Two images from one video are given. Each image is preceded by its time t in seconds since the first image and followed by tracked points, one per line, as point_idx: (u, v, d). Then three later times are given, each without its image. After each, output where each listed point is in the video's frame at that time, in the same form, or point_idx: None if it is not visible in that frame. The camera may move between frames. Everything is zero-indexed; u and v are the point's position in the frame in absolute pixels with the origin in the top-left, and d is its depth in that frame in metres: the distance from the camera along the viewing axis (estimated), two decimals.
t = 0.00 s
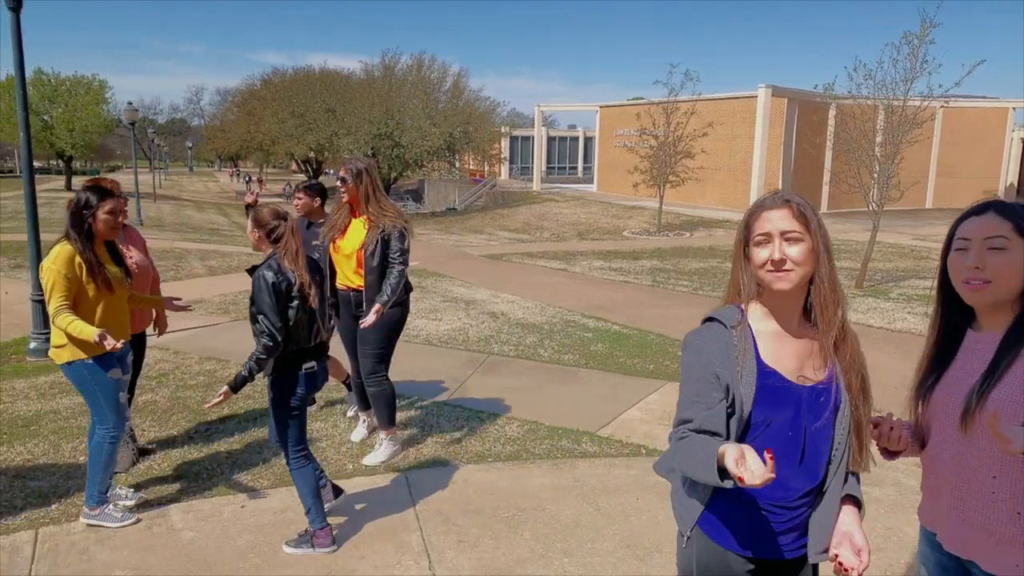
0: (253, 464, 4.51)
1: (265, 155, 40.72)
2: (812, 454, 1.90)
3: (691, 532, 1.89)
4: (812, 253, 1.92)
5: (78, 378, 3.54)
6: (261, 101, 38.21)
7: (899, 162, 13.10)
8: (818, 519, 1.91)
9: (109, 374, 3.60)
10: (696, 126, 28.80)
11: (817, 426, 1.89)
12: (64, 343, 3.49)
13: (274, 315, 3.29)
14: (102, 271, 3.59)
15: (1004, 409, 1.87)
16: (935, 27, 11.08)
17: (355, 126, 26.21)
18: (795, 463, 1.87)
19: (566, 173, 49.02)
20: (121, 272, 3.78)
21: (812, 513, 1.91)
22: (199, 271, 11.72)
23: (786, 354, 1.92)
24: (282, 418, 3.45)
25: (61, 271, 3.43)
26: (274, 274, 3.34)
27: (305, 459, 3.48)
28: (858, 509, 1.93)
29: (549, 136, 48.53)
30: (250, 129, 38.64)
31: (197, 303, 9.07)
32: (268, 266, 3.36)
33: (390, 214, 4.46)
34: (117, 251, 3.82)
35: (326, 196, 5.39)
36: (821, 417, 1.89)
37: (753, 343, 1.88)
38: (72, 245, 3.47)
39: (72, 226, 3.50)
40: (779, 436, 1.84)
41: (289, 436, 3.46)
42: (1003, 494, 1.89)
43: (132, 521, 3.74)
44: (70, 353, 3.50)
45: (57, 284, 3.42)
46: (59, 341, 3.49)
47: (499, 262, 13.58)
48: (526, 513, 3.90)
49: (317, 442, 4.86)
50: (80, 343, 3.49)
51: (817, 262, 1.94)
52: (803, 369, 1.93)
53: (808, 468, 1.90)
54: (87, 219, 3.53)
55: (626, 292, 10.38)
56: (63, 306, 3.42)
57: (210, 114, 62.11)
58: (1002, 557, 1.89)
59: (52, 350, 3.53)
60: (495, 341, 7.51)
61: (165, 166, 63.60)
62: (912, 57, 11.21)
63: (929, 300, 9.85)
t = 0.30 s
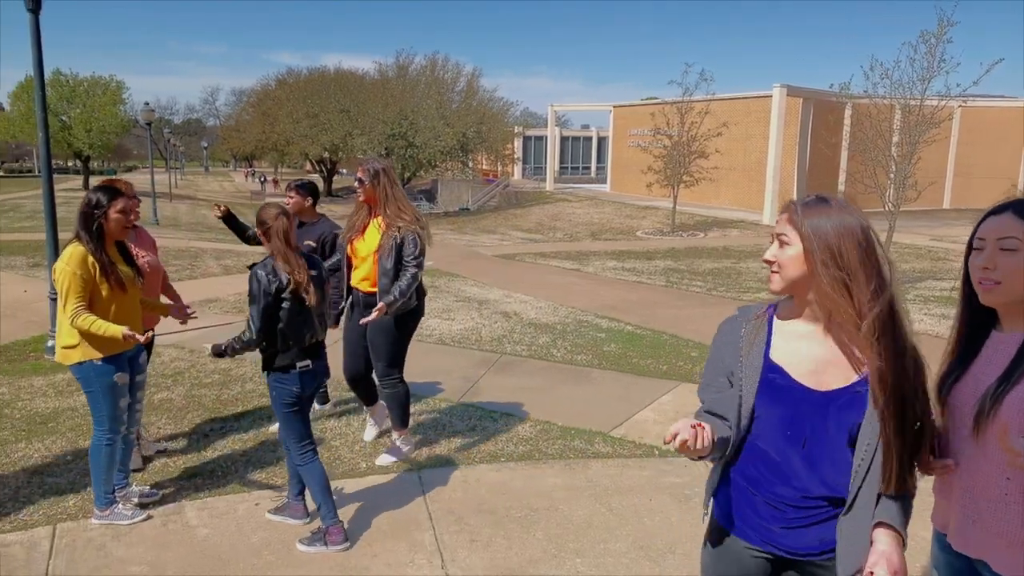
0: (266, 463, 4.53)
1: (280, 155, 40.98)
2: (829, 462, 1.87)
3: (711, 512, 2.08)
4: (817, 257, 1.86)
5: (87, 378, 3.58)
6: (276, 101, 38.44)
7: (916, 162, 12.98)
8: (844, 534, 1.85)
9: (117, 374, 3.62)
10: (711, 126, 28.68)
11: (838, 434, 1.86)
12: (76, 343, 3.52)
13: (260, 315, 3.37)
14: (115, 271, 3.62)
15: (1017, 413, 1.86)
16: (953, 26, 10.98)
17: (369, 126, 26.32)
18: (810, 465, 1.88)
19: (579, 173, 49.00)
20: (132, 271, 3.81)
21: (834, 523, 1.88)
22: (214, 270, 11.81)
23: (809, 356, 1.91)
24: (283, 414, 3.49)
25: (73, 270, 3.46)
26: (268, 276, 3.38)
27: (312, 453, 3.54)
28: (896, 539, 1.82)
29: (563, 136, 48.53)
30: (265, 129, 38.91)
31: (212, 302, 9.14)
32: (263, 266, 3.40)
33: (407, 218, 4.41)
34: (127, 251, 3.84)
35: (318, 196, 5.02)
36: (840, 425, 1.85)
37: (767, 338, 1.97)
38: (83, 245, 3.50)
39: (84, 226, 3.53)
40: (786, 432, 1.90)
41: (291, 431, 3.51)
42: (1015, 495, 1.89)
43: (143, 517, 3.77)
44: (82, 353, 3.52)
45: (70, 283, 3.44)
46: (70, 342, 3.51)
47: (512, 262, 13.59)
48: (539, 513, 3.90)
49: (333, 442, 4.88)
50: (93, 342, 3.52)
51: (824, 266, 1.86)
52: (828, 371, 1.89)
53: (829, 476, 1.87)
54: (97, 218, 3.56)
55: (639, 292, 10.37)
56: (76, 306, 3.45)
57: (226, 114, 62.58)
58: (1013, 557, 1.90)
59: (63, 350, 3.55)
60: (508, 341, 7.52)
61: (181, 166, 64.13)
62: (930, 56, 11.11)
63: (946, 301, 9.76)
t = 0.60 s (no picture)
0: (277, 461, 4.55)
1: (294, 155, 41.19)
2: (820, 463, 1.85)
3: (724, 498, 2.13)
4: (805, 265, 1.84)
5: (93, 381, 3.60)
6: (290, 101, 38.64)
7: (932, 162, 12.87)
8: (825, 537, 1.83)
9: (124, 376, 3.66)
10: (724, 126, 28.54)
11: (831, 439, 1.83)
12: (86, 346, 3.53)
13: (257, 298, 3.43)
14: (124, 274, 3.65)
15: None
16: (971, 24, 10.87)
17: (382, 126, 26.40)
18: (801, 467, 1.88)
19: (592, 173, 48.93)
20: (140, 274, 3.83)
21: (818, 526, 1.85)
22: (229, 269, 11.89)
23: (813, 364, 1.88)
24: (283, 407, 3.55)
25: (89, 273, 3.48)
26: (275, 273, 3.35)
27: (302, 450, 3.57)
28: (875, 556, 1.75)
29: (575, 136, 48.49)
30: (280, 129, 39.12)
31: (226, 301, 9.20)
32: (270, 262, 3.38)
33: (406, 220, 4.29)
34: (135, 253, 3.86)
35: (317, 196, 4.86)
36: (832, 431, 1.83)
37: (776, 338, 1.98)
38: (99, 248, 3.52)
39: (99, 227, 3.55)
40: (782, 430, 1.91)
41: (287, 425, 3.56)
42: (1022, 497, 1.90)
43: (158, 514, 3.80)
44: (92, 355, 3.54)
45: (84, 286, 3.47)
46: (79, 345, 3.52)
47: (525, 261, 13.59)
48: (551, 513, 3.90)
49: (339, 441, 4.87)
50: (102, 346, 3.54)
51: (812, 274, 1.83)
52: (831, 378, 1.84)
53: (819, 480, 1.85)
54: (113, 221, 3.58)
55: (652, 292, 10.34)
56: (89, 309, 3.47)
57: (240, 114, 62.94)
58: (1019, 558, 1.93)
59: (70, 353, 3.56)
60: (520, 341, 7.51)
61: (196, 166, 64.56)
62: (947, 55, 11.00)
63: (964, 302, 9.67)
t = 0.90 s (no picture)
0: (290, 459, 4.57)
1: (306, 155, 41.39)
2: (798, 467, 1.82)
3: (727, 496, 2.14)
4: (787, 270, 1.80)
5: (111, 378, 3.64)
6: (302, 101, 38.82)
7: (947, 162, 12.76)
8: (791, 541, 1.82)
9: (139, 372, 3.69)
10: (736, 126, 28.43)
11: (811, 444, 1.79)
12: (106, 344, 3.56)
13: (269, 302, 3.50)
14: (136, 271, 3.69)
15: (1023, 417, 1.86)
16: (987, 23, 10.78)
17: (393, 126, 26.47)
18: (780, 470, 1.86)
19: (603, 173, 48.87)
20: (150, 271, 3.85)
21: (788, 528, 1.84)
22: (242, 269, 11.96)
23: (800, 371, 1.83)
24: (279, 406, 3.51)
25: (103, 271, 3.52)
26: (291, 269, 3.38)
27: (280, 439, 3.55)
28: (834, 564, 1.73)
29: (586, 136, 48.45)
30: (292, 129, 39.33)
31: (238, 300, 9.25)
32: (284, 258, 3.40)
33: (396, 218, 4.22)
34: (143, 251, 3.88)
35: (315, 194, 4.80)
36: (811, 437, 1.79)
37: (771, 340, 1.95)
38: (109, 246, 3.54)
39: (108, 226, 3.57)
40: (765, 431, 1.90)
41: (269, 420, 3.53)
42: None
43: (171, 512, 3.82)
44: (113, 352, 3.57)
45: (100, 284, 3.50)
46: (99, 344, 3.55)
47: (536, 261, 13.59)
48: (561, 513, 3.89)
49: (346, 441, 4.88)
50: (122, 342, 3.57)
51: (792, 279, 1.79)
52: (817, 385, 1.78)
53: (796, 482, 1.84)
54: (121, 219, 3.61)
55: (664, 293, 10.31)
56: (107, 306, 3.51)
57: (252, 114, 63.33)
58: None
59: (89, 353, 3.58)
60: (531, 341, 7.51)
61: (209, 166, 64.96)
62: (962, 54, 10.91)
63: (978, 304, 9.58)
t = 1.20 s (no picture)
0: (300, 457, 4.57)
1: (317, 155, 41.55)
2: (776, 466, 1.80)
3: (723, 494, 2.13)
4: (769, 267, 1.74)
5: (116, 373, 3.67)
6: (313, 101, 38.95)
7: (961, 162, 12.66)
8: (765, 539, 1.80)
9: (145, 366, 3.71)
10: (747, 126, 28.32)
11: (786, 444, 1.77)
12: (109, 339, 3.60)
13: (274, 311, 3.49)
14: (142, 268, 3.71)
15: None
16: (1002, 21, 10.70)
17: (403, 126, 26.50)
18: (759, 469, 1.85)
19: (613, 173, 48.80)
20: (158, 267, 3.88)
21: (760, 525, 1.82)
22: (253, 268, 12.02)
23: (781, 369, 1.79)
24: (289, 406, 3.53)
25: (106, 268, 3.54)
26: (297, 269, 3.40)
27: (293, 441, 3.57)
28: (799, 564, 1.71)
29: (596, 136, 48.38)
30: (303, 129, 39.45)
31: (249, 300, 9.28)
32: (288, 260, 3.42)
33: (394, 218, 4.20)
34: (151, 248, 3.92)
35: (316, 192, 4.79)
36: (786, 436, 1.76)
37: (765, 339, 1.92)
38: (112, 242, 3.58)
39: (115, 223, 3.61)
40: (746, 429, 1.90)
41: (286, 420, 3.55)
42: None
43: (183, 509, 3.85)
44: (115, 348, 3.61)
45: (103, 281, 3.53)
46: (103, 337, 3.60)
47: (546, 261, 13.58)
48: (571, 514, 3.89)
49: (356, 441, 4.88)
50: (126, 338, 3.62)
51: (774, 276, 1.74)
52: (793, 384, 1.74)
53: (775, 481, 1.81)
54: (126, 215, 3.63)
55: (674, 293, 10.27)
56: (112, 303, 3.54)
57: (264, 114, 63.62)
58: None
59: (95, 347, 3.63)
60: (540, 341, 7.51)
61: (221, 166, 65.24)
62: (976, 54, 10.81)
63: (992, 305, 9.50)
